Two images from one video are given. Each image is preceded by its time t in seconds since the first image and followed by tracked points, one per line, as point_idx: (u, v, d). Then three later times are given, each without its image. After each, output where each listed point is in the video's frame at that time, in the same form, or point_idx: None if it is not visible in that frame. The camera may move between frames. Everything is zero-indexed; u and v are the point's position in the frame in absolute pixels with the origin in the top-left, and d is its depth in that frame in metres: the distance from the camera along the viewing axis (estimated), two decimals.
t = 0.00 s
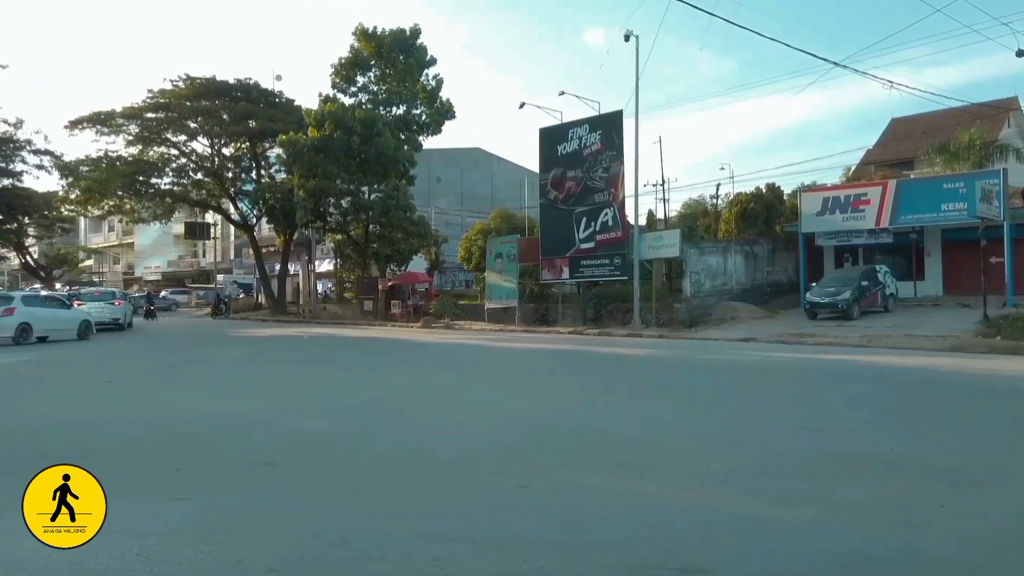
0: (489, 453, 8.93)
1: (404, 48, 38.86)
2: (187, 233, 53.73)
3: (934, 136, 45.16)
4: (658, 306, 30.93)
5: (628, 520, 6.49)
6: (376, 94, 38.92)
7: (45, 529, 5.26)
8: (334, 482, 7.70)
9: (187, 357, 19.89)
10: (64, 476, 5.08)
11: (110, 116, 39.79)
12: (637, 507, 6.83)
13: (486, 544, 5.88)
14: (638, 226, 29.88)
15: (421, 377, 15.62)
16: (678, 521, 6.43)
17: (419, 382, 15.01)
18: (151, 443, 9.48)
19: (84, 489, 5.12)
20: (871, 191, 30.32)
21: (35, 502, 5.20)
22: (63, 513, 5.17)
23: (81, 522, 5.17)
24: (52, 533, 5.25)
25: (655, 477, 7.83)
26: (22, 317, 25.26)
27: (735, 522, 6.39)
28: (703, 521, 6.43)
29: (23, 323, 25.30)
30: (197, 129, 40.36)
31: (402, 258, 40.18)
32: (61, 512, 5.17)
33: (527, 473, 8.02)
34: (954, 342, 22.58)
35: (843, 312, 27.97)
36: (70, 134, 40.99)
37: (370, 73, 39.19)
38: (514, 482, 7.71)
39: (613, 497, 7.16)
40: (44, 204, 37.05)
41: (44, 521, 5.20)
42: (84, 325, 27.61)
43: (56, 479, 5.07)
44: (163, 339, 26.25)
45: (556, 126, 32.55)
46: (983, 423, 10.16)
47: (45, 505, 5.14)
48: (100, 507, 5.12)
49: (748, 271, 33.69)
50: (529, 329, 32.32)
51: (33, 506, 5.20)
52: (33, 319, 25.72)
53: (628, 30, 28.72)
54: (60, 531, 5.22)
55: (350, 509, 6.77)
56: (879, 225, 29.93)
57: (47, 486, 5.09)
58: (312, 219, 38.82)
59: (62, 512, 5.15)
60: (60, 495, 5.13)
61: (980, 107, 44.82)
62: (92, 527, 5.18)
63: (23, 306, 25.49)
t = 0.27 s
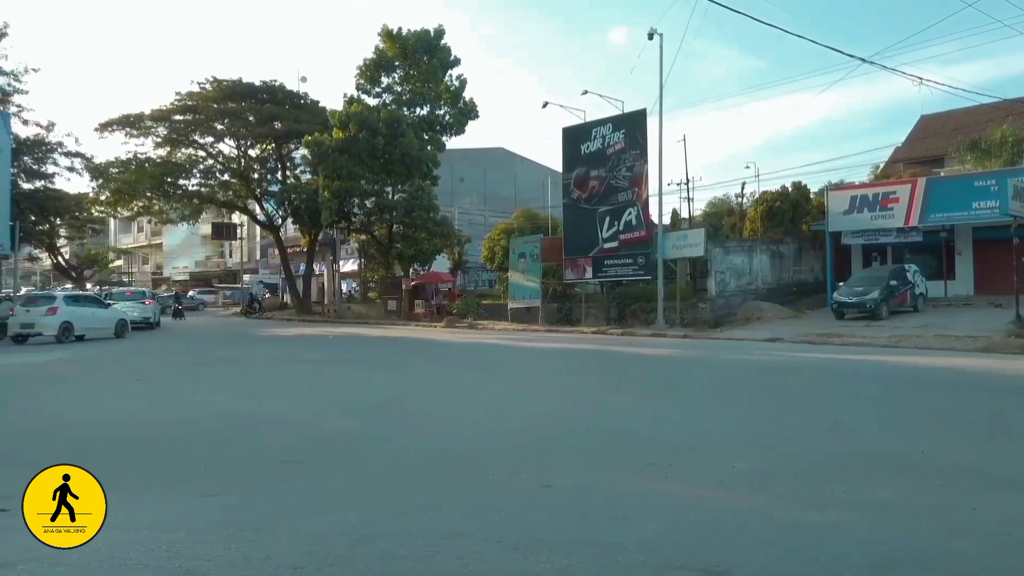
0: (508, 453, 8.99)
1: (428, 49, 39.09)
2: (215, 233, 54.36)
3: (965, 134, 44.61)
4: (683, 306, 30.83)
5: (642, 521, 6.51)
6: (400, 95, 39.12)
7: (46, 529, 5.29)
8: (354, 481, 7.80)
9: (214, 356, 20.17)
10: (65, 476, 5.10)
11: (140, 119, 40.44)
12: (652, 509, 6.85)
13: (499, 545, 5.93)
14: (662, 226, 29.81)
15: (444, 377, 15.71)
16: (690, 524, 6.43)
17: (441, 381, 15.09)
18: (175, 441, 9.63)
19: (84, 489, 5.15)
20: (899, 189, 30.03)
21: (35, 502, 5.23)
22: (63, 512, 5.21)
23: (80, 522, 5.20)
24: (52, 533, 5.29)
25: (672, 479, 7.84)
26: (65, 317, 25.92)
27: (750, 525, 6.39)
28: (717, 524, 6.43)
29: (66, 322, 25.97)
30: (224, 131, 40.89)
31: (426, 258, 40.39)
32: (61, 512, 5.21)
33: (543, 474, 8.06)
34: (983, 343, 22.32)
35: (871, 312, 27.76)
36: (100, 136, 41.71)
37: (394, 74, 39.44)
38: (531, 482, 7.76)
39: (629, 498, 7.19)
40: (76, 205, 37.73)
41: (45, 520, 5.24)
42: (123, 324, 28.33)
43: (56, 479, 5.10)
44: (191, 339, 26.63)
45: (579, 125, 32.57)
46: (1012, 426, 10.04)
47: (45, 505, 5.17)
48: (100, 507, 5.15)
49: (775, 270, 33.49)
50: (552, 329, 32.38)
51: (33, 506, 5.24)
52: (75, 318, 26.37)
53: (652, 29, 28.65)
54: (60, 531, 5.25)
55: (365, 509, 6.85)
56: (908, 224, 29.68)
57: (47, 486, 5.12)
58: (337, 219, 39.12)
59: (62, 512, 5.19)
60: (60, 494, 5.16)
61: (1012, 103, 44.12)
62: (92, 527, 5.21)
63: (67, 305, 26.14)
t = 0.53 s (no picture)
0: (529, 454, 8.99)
1: (453, 49, 39.27)
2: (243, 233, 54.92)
3: (997, 130, 43.99)
4: (708, 305, 30.72)
5: (659, 523, 6.48)
6: (424, 95, 39.29)
7: (45, 529, 5.29)
8: (373, 481, 7.84)
9: (240, 355, 20.39)
10: (64, 476, 5.09)
11: (169, 120, 41.05)
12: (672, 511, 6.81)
13: (513, 547, 5.92)
14: (687, 225, 29.70)
15: (466, 377, 15.74)
16: (707, 528, 6.37)
17: (464, 381, 15.13)
18: (197, 440, 9.73)
19: (84, 489, 5.14)
20: (929, 187, 29.59)
21: (35, 502, 5.22)
22: (63, 512, 5.21)
23: (81, 522, 5.20)
24: (53, 532, 5.29)
25: (692, 482, 7.78)
26: (107, 316, 26.59)
27: (769, 529, 6.33)
28: (735, 528, 6.37)
29: (108, 321, 26.62)
30: (252, 132, 41.35)
31: (451, 258, 40.53)
32: (61, 512, 5.21)
33: (561, 475, 8.03)
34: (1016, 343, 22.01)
35: (902, 311, 27.51)
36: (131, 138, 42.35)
37: (419, 74, 39.65)
38: (551, 483, 7.77)
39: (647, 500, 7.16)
40: (107, 206, 38.34)
41: (45, 520, 5.24)
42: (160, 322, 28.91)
43: (56, 479, 5.10)
44: (218, 338, 26.93)
45: (604, 124, 32.55)
46: None
47: (45, 505, 5.17)
48: (99, 508, 5.14)
49: (803, 269, 33.23)
50: (577, 328, 32.42)
51: (33, 506, 5.23)
52: (116, 317, 27.02)
53: (678, 27, 28.55)
54: (60, 531, 5.26)
55: (381, 509, 6.87)
56: (939, 222, 29.33)
57: (47, 486, 5.11)
58: (362, 219, 39.36)
59: (62, 512, 5.18)
60: (60, 495, 5.15)
61: None
62: (91, 528, 5.21)
63: (109, 305, 26.83)
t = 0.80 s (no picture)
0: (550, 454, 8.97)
1: (478, 48, 39.41)
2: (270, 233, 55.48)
3: None
4: (735, 304, 30.57)
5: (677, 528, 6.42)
6: (449, 94, 39.42)
7: (44, 529, 5.22)
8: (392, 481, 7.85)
9: (266, 353, 20.56)
10: (65, 476, 5.04)
11: (198, 122, 41.60)
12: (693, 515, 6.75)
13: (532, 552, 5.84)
14: (713, 223, 29.57)
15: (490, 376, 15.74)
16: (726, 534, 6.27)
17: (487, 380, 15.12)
18: (220, 438, 9.80)
19: (84, 489, 5.09)
20: (962, 183, 29.31)
21: (35, 502, 5.14)
22: (63, 513, 5.15)
23: (81, 522, 5.15)
24: (52, 533, 5.22)
25: (716, 485, 7.70)
26: (147, 314, 27.27)
27: (786, 533, 6.27)
28: (760, 530, 6.36)
29: (148, 319, 27.27)
30: (278, 133, 41.80)
31: (476, 256, 40.68)
32: (60, 512, 5.15)
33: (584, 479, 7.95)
34: None
35: (933, 310, 27.21)
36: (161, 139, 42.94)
37: (444, 74, 39.79)
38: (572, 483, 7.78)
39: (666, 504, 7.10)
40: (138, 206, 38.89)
41: (44, 520, 5.16)
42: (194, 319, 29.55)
43: (56, 479, 5.05)
44: (245, 337, 27.21)
45: (630, 121, 32.49)
46: None
47: (44, 505, 5.10)
48: (100, 507, 5.10)
49: (831, 268, 32.95)
50: (602, 327, 32.41)
51: (32, 506, 5.14)
52: (154, 315, 27.64)
53: (704, 23, 28.42)
54: (60, 531, 5.20)
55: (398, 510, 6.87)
56: (972, 219, 29.04)
57: (47, 486, 5.05)
58: (387, 217, 39.68)
59: (62, 512, 5.12)
60: (60, 495, 5.10)
61: None
62: (92, 527, 5.17)
63: (148, 303, 27.44)
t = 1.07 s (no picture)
0: (573, 455, 8.98)
1: (503, 48, 39.48)
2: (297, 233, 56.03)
3: None
4: (762, 303, 30.39)
5: (700, 530, 6.39)
6: (474, 95, 39.57)
7: (45, 530, 4.67)
8: (415, 481, 7.88)
9: (292, 352, 20.79)
10: (64, 472, 4.52)
11: (226, 123, 42.13)
12: (715, 516, 6.73)
13: (557, 553, 5.82)
14: (741, 222, 29.40)
15: (513, 376, 15.79)
16: (749, 537, 6.23)
17: (511, 380, 15.17)
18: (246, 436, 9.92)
19: (85, 489, 4.54)
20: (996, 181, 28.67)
21: (36, 501, 4.66)
22: (64, 512, 4.57)
23: (81, 523, 4.57)
24: (53, 535, 4.64)
25: (740, 486, 7.67)
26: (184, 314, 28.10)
27: (815, 537, 6.19)
28: (792, 531, 6.33)
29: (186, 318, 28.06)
30: (305, 134, 42.23)
31: (501, 256, 40.80)
32: (62, 512, 4.58)
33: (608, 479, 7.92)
34: None
35: (967, 309, 26.86)
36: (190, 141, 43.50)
37: (468, 74, 39.92)
38: (601, 483, 7.78)
39: (688, 505, 7.07)
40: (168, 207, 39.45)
41: (45, 520, 4.63)
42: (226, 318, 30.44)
43: (55, 477, 4.55)
44: (273, 336, 27.54)
45: (655, 119, 32.38)
46: None
47: (44, 504, 4.58)
48: (100, 508, 4.53)
49: (860, 266, 32.64)
50: (628, 327, 32.37)
51: (32, 505, 4.65)
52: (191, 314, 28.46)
53: (731, 20, 28.25)
54: (60, 532, 4.61)
55: (421, 509, 6.91)
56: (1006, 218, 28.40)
57: (47, 483, 4.54)
58: (412, 218, 40.35)
59: (62, 512, 4.56)
60: (60, 493, 4.56)
61: None
62: (91, 530, 4.56)
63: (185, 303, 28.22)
